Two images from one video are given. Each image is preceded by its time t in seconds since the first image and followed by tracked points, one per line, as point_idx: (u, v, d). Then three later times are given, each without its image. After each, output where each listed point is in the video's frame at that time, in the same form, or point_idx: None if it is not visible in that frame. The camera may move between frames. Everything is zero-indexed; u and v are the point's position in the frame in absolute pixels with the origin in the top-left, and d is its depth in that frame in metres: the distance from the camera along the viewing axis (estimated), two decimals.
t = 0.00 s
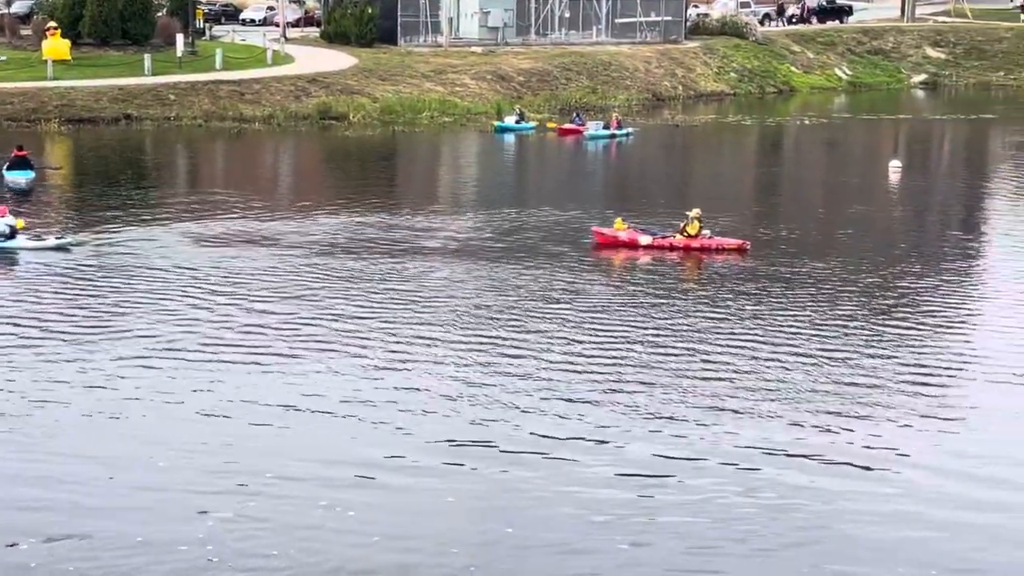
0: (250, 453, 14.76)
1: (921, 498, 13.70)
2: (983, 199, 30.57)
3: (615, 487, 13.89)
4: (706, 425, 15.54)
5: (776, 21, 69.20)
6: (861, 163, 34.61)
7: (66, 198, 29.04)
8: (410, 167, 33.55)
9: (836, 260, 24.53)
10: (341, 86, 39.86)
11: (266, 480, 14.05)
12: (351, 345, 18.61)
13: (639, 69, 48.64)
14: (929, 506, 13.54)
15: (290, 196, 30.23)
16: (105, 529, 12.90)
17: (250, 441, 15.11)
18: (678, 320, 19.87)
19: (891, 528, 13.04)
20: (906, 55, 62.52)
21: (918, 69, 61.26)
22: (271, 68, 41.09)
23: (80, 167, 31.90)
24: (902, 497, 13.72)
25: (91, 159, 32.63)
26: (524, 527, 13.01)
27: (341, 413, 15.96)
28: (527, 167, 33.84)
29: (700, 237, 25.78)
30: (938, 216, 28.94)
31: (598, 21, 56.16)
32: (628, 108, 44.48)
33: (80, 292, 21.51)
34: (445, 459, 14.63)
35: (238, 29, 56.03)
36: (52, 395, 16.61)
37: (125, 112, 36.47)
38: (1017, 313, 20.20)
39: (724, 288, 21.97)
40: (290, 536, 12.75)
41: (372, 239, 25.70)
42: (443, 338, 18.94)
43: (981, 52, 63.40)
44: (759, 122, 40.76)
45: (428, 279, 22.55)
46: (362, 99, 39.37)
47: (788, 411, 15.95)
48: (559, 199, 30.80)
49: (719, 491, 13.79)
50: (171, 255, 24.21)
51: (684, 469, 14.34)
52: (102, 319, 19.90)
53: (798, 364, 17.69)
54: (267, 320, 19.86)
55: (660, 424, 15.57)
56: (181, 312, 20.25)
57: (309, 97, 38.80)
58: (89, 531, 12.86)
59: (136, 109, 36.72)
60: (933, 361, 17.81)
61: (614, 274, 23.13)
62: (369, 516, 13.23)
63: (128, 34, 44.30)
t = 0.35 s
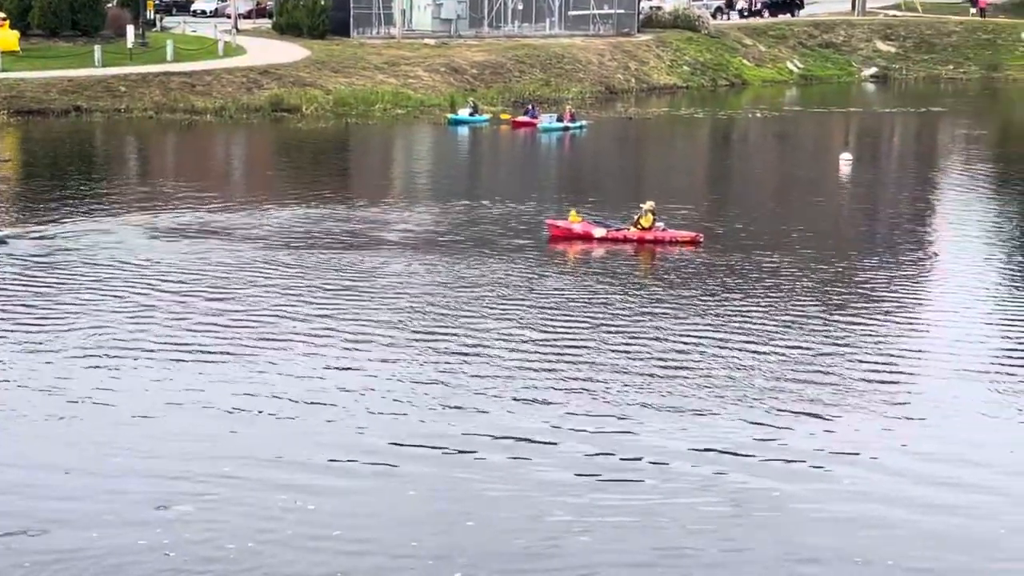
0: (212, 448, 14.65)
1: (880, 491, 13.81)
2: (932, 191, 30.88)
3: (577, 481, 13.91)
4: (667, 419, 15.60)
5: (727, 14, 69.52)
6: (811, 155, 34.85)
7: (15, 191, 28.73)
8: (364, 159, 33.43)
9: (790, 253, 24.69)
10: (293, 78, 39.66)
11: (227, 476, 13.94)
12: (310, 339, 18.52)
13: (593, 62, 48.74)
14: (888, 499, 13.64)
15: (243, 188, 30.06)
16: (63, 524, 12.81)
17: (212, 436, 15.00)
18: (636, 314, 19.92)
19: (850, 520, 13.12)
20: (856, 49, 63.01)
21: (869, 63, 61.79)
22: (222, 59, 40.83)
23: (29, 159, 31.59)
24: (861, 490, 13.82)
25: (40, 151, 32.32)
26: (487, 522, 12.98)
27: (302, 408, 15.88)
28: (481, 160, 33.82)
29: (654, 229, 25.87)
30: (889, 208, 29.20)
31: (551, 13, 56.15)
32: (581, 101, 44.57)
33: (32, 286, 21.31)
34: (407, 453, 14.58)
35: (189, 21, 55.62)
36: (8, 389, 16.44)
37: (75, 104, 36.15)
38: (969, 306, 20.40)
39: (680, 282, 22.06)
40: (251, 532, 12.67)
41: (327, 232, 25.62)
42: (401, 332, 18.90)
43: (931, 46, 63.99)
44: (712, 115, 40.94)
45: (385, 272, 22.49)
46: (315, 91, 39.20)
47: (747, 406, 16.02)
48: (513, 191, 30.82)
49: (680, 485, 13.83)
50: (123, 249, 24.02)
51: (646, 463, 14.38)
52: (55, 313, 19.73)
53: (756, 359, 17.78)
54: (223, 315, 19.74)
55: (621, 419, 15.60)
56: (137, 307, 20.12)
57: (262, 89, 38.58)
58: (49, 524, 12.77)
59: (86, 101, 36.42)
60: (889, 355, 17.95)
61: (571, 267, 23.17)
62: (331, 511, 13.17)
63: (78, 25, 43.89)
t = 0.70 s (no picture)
0: (171, 445, 14.55)
1: (837, 485, 13.91)
2: (880, 186, 31.17)
3: (538, 477, 13.92)
4: (627, 415, 15.64)
5: (677, 9, 69.79)
6: (761, 151, 35.05)
7: None
8: (315, 154, 33.27)
9: (742, 249, 24.84)
10: (243, 72, 39.42)
11: (185, 472, 13.84)
12: (266, 334, 18.43)
13: (544, 57, 48.78)
14: (846, 492, 13.73)
15: (193, 183, 29.84)
16: (22, 519, 12.69)
17: (172, 433, 14.88)
18: (592, 310, 19.97)
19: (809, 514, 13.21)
20: (805, 44, 63.42)
21: (818, 59, 62.24)
22: (171, 53, 40.51)
23: None
24: (819, 484, 13.90)
25: None
26: (448, 517, 12.97)
27: (265, 405, 15.78)
28: (433, 155, 33.76)
29: (606, 224, 25.95)
30: (840, 203, 29.40)
31: (502, 8, 56.11)
32: (532, 97, 44.62)
33: None
34: (370, 449, 14.54)
35: (138, 14, 55.16)
36: None
37: (22, 99, 35.77)
38: (920, 301, 20.58)
39: (634, 277, 22.13)
40: (209, 528, 12.60)
41: (281, 227, 25.50)
42: (358, 328, 18.85)
43: (879, 42, 64.51)
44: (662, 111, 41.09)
45: (339, 268, 22.42)
46: (265, 86, 38.97)
47: (706, 401, 16.11)
48: (465, 186, 30.79)
49: (641, 480, 13.88)
50: (74, 244, 23.79)
51: (606, 457, 14.43)
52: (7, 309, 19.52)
53: (713, 354, 17.87)
54: (177, 311, 19.60)
55: (580, 414, 15.63)
56: (91, 303, 19.94)
57: (211, 84, 38.31)
58: (7, 519, 12.65)
59: (34, 96, 36.05)
60: (843, 351, 18.09)
61: (526, 263, 23.18)
62: (291, 507, 13.11)
63: (25, 18, 43.42)
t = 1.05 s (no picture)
0: (126, 446, 14.41)
1: (795, 479, 13.85)
2: (829, 184, 31.32)
3: (493, 474, 13.79)
4: (584, 410, 15.62)
5: (627, 8, 70.02)
6: (711, 149, 35.17)
7: None
8: (264, 151, 33.06)
9: (694, 247, 24.86)
10: (191, 68, 39.11)
11: (135, 477, 13.63)
12: (221, 334, 18.29)
13: (495, 54, 48.79)
14: (804, 487, 13.69)
15: (140, 180, 29.57)
16: None
17: (125, 437, 14.67)
18: (545, 309, 19.89)
19: (766, 508, 13.14)
20: (754, 42, 63.79)
21: (766, 57, 62.64)
22: (118, 49, 40.15)
23: None
24: (777, 478, 13.85)
25: None
26: (406, 513, 12.89)
27: (220, 408, 15.57)
28: (383, 152, 33.63)
29: (558, 222, 25.93)
30: (789, 201, 29.56)
31: (452, 5, 56.00)
32: (482, 94, 44.58)
33: None
34: (325, 451, 14.35)
35: (84, 10, 54.71)
36: None
37: None
38: (871, 299, 20.71)
39: (588, 275, 22.13)
40: (157, 533, 12.40)
41: (232, 225, 25.32)
42: (313, 327, 18.74)
43: (827, 40, 64.99)
44: (612, 108, 41.17)
45: (289, 267, 22.24)
46: (213, 82, 38.69)
47: (662, 397, 16.04)
48: (414, 183, 30.69)
49: (600, 474, 13.85)
50: (22, 242, 23.53)
51: (565, 451, 14.40)
52: None
53: (668, 352, 17.83)
54: (127, 312, 19.37)
55: (538, 410, 15.59)
56: (41, 302, 19.73)
57: (159, 80, 38.00)
58: None
59: None
60: (798, 348, 18.08)
61: (479, 261, 23.14)
62: (243, 510, 12.92)
63: None
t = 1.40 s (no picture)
0: (83, 447, 14.27)
1: (754, 477, 13.87)
2: (779, 184, 31.48)
3: (451, 474, 13.74)
4: (544, 409, 15.61)
5: (578, 7, 70.14)
6: (662, 148, 35.33)
7: None
8: (213, 150, 32.81)
9: (647, 246, 24.92)
10: (139, 67, 38.80)
11: (89, 478, 13.48)
12: (176, 335, 18.16)
13: (446, 53, 48.74)
14: (765, 483, 13.74)
15: (88, 180, 29.28)
16: None
17: (81, 438, 14.50)
18: (499, 309, 19.86)
19: (723, 505, 13.16)
20: (704, 42, 64.10)
21: (716, 56, 62.98)
22: (64, 47, 39.75)
23: None
24: (735, 476, 13.86)
25: None
26: (369, 512, 12.84)
27: (178, 409, 15.41)
28: (333, 151, 33.49)
29: (510, 220, 25.91)
30: (739, 200, 29.71)
31: (403, 4, 55.75)
32: (433, 93, 44.51)
33: None
34: (283, 453, 14.23)
35: (30, 7, 54.17)
36: None
37: None
38: (824, 299, 20.86)
39: (542, 275, 22.16)
40: (110, 534, 12.27)
41: (184, 224, 25.14)
42: (270, 328, 18.64)
43: (776, 40, 65.41)
44: (564, 107, 41.29)
45: (241, 268, 22.08)
46: (162, 80, 38.40)
47: (620, 397, 16.04)
48: (365, 182, 30.59)
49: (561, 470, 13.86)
50: None
51: (526, 450, 14.39)
52: None
53: (625, 352, 17.84)
54: (80, 312, 19.18)
55: (498, 409, 15.57)
56: None
57: (106, 78, 37.67)
58: None
59: None
60: (755, 348, 18.15)
61: (433, 260, 23.10)
62: (198, 511, 12.80)
63: None
